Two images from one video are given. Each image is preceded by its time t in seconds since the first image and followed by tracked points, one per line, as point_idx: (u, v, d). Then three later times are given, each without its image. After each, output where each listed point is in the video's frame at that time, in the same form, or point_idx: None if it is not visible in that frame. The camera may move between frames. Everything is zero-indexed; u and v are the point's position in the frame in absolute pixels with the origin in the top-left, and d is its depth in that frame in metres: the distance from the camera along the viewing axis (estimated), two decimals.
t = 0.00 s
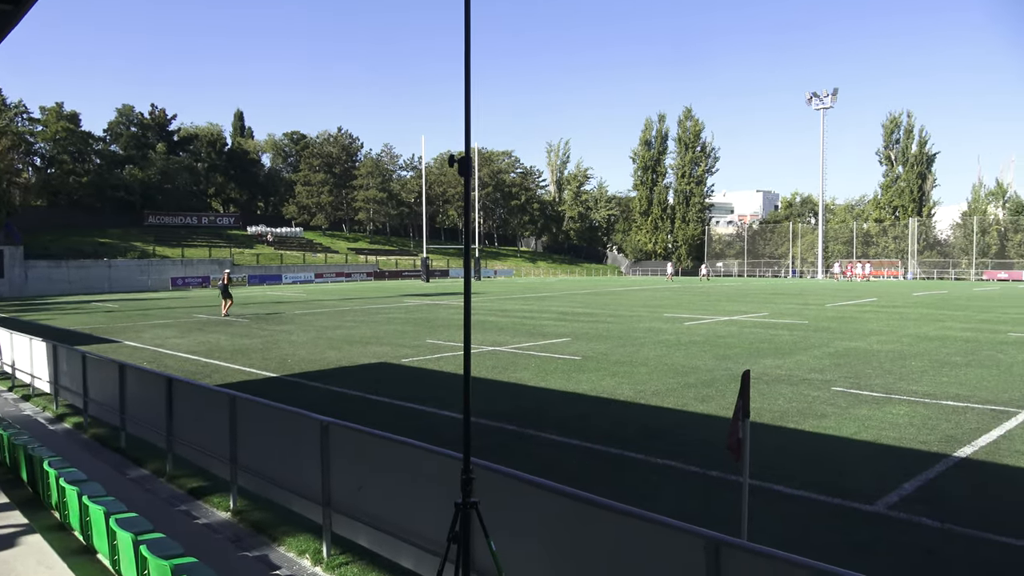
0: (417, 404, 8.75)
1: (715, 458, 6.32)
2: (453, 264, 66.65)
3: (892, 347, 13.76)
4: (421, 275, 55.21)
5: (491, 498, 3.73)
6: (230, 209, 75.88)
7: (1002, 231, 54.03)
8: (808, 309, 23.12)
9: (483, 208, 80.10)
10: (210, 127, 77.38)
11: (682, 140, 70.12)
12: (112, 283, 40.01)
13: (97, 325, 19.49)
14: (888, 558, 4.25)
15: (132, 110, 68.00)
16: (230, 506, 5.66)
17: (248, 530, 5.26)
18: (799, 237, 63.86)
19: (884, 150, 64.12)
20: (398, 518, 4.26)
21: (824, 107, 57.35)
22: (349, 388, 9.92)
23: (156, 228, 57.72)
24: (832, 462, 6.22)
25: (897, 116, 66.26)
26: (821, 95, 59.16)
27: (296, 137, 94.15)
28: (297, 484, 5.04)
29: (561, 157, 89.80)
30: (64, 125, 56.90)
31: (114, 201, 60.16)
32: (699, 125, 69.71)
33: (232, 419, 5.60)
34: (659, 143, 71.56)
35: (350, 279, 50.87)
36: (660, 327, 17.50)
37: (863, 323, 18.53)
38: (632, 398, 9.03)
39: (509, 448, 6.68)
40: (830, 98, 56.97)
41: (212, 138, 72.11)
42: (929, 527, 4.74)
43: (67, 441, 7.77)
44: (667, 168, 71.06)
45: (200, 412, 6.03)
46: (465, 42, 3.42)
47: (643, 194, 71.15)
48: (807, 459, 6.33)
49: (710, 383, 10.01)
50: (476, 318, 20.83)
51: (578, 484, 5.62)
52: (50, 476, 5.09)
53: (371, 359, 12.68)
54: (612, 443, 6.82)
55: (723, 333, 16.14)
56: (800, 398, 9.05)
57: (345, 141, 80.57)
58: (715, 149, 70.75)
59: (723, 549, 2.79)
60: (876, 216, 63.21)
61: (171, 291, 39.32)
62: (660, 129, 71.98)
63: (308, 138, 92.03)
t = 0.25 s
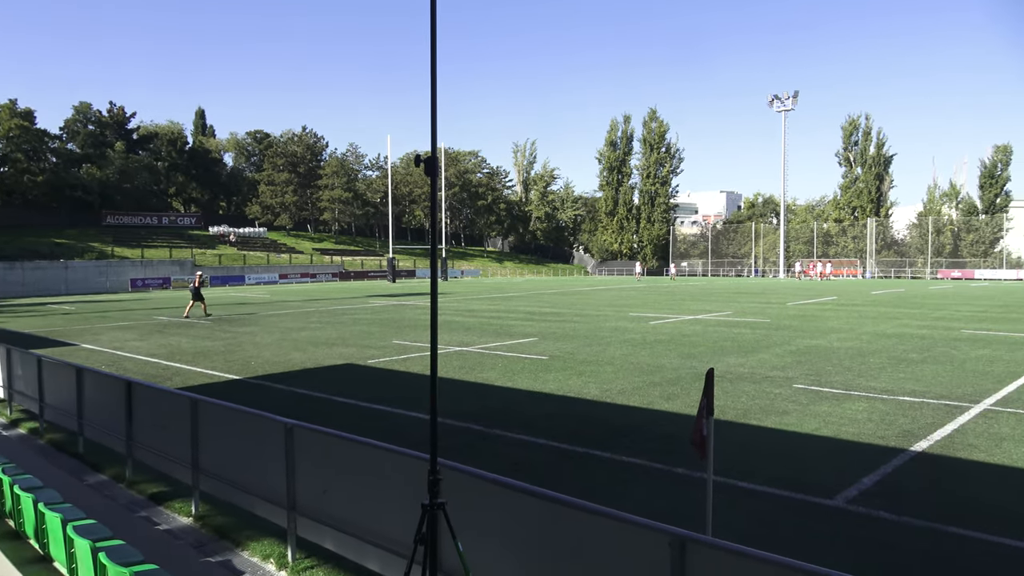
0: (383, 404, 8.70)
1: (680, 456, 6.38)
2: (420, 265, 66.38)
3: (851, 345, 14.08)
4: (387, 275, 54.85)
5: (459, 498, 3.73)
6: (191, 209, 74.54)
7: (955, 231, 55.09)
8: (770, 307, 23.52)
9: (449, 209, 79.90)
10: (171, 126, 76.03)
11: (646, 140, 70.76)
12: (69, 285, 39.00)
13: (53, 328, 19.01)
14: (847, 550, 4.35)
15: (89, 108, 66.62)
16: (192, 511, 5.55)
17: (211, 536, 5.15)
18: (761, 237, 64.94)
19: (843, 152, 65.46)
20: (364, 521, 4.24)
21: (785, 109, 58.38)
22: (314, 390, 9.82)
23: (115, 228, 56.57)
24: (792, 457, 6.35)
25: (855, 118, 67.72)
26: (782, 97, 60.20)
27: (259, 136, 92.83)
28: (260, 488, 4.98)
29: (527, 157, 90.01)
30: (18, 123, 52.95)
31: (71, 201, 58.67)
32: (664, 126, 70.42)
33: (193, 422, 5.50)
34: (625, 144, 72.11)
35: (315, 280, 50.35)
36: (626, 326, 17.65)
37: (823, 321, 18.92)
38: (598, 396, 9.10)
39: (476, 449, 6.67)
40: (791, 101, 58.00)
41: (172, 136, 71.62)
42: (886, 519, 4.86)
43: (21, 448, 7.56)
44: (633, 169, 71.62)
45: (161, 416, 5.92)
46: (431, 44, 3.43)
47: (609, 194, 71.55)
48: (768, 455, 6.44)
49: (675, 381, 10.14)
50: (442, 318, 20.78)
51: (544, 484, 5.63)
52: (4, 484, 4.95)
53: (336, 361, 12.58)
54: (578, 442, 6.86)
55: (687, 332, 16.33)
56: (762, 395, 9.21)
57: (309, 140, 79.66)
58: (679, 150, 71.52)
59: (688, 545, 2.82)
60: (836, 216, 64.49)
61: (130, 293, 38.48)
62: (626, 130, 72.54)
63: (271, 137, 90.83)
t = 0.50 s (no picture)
0: (337, 407, 8.59)
1: (634, 454, 6.46)
2: (374, 266, 65.76)
3: (798, 342, 14.45)
4: (340, 276, 54.19)
5: (414, 500, 3.71)
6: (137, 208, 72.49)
7: (897, 231, 57.53)
8: (722, 306, 23.95)
9: (404, 209, 79.36)
10: (115, 123, 73.84)
11: (600, 142, 71.39)
12: (8, 289, 37.54)
13: None
14: (796, 542, 4.46)
15: (28, 104, 64.28)
16: (139, 520, 5.41)
17: (160, 544, 5.02)
18: (712, 237, 66.09)
19: (791, 154, 67.05)
20: (317, 524, 4.19)
21: (735, 112, 59.61)
22: (266, 393, 9.65)
23: (56, 228, 54.62)
24: (742, 453, 6.49)
25: (802, 121, 69.43)
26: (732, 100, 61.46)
27: (208, 135, 90.81)
28: (211, 494, 4.87)
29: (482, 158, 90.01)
30: None
31: (9, 201, 56.51)
32: (617, 128, 71.13)
33: (141, 427, 5.35)
34: (579, 145, 72.60)
35: (267, 281, 49.46)
36: (581, 326, 17.79)
37: (772, 319, 19.35)
38: (553, 396, 9.15)
39: (431, 450, 6.63)
40: (741, 104, 59.27)
41: (117, 134, 69.57)
42: (833, 512, 4.99)
43: None
44: (587, 170, 72.17)
45: (106, 422, 5.74)
46: (385, 43, 3.40)
47: (564, 195, 71.89)
48: (720, 451, 6.57)
49: (629, 380, 10.26)
50: (397, 319, 20.62)
51: (499, 484, 5.64)
52: None
53: (289, 363, 12.39)
54: (534, 442, 6.89)
55: (641, 331, 16.53)
56: (714, 392, 9.38)
57: (261, 139, 78.20)
58: (633, 151, 72.34)
59: (642, 541, 2.86)
60: (784, 216, 66.04)
61: (73, 296, 37.28)
62: (580, 131, 73.06)
63: (221, 136, 88.94)
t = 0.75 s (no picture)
0: (289, 411, 8.46)
1: (587, 452, 6.52)
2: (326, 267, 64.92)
3: (747, 340, 14.77)
4: (292, 277, 53.35)
5: (367, 503, 3.69)
6: (79, 209, 70.13)
7: (841, 232, 59.11)
8: (674, 305, 24.30)
9: (357, 209, 78.54)
10: (55, 121, 71.33)
11: (554, 143, 71.80)
12: None
13: None
14: (748, 537, 4.55)
15: None
16: (82, 530, 5.23)
17: (104, 555, 4.88)
18: (664, 238, 67.09)
19: (739, 156, 68.35)
20: (269, 530, 4.12)
21: (686, 114, 60.55)
22: (215, 398, 9.43)
23: None
24: (694, 450, 6.59)
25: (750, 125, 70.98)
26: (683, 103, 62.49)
27: (153, 133, 88.44)
28: (158, 502, 4.74)
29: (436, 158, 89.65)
30: None
31: None
32: (570, 129, 71.63)
33: (84, 435, 5.19)
34: (533, 146, 72.87)
35: (216, 284, 48.38)
36: (535, 326, 17.87)
37: (721, 318, 19.71)
38: (508, 396, 9.17)
39: (385, 453, 6.58)
40: (691, 107, 60.25)
41: (56, 132, 67.23)
42: (780, 505, 5.13)
43: None
44: (541, 171, 72.43)
45: (46, 430, 5.55)
46: (335, 44, 3.38)
47: (518, 196, 72.02)
48: (671, 448, 6.68)
49: (583, 379, 10.35)
50: (350, 321, 20.39)
51: (453, 485, 5.63)
52: None
53: (239, 367, 12.14)
54: (489, 442, 6.90)
55: (594, 331, 16.68)
56: (666, 391, 9.52)
57: (208, 138, 76.46)
58: (585, 152, 72.90)
59: (597, 538, 2.90)
60: (733, 217, 67.41)
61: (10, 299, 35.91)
62: (534, 133, 73.34)
63: (167, 134, 86.70)
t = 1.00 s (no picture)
0: (236, 416, 8.28)
1: (538, 452, 6.57)
2: (273, 269, 63.76)
3: (694, 339, 15.05)
4: (237, 279, 52.22)
5: (317, 508, 3.64)
6: (10, 209, 67.37)
7: (783, 233, 60.63)
8: (623, 306, 24.64)
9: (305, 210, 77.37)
10: None
11: (503, 144, 71.89)
12: None
13: None
14: (696, 531, 4.65)
15: None
16: (17, 543, 5.03)
17: (41, 568, 4.70)
18: (613, 239, 67.91)
19: (685, 159, 69.57)
20: (215, 539, 4.02)
21: (634, 117, 61.40)
22: (158, 404, 9.17)
23: None
24: (643, 448, 6.69)
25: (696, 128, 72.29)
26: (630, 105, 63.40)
27: (90, 131, 85.57)
28: (98, 512, 4.59)
29: (385, 159, 88.93)
30: None
31: None
32: (520, 131, 71.84)
33: (18, 444, 4.99)
34: (482, 148, 72.84)
35: (158, 287, 47.04)
36: (487, 327, 17.87)
37: (670, 317, 20.07)
38: (460, 398, 9.15)
39: (335, 457, 6.50)
40: (638, 110, 61.16)
41: None
42: (727, 500, 5.25)
43: None
44: (491, 172, 72.53)
45: None
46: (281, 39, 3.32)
47: (468, 197, 71.84)
48: (621, 446, 6.77)
49: (534, 380, 10.40)
50: (298, 323, 20.07)
51: (404, 488, 5.59)
52: None
53: (182, 372, 11.83)
54: (440, 444, 6.88)
55: (545, 331, 16.78)
56: (616, 390, 9.64)
57: (149, 136, 74.32)
58: (535, 154, 73.25)
59: (548, 538, 2.93)
60: (680, 219, 68.59)
61: None
62: (483, 134, 73.31)
63: (105, 133, 83.99)
